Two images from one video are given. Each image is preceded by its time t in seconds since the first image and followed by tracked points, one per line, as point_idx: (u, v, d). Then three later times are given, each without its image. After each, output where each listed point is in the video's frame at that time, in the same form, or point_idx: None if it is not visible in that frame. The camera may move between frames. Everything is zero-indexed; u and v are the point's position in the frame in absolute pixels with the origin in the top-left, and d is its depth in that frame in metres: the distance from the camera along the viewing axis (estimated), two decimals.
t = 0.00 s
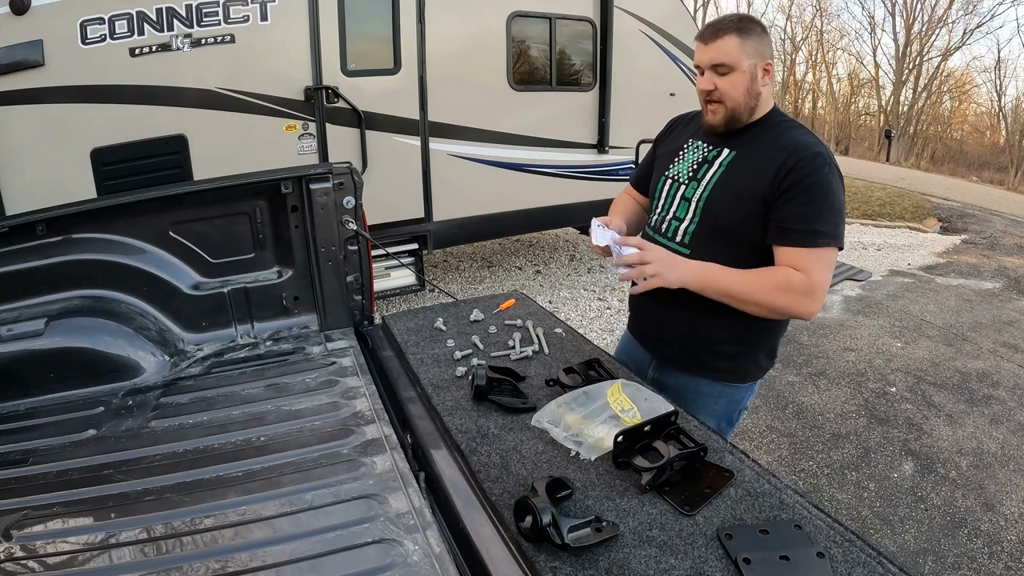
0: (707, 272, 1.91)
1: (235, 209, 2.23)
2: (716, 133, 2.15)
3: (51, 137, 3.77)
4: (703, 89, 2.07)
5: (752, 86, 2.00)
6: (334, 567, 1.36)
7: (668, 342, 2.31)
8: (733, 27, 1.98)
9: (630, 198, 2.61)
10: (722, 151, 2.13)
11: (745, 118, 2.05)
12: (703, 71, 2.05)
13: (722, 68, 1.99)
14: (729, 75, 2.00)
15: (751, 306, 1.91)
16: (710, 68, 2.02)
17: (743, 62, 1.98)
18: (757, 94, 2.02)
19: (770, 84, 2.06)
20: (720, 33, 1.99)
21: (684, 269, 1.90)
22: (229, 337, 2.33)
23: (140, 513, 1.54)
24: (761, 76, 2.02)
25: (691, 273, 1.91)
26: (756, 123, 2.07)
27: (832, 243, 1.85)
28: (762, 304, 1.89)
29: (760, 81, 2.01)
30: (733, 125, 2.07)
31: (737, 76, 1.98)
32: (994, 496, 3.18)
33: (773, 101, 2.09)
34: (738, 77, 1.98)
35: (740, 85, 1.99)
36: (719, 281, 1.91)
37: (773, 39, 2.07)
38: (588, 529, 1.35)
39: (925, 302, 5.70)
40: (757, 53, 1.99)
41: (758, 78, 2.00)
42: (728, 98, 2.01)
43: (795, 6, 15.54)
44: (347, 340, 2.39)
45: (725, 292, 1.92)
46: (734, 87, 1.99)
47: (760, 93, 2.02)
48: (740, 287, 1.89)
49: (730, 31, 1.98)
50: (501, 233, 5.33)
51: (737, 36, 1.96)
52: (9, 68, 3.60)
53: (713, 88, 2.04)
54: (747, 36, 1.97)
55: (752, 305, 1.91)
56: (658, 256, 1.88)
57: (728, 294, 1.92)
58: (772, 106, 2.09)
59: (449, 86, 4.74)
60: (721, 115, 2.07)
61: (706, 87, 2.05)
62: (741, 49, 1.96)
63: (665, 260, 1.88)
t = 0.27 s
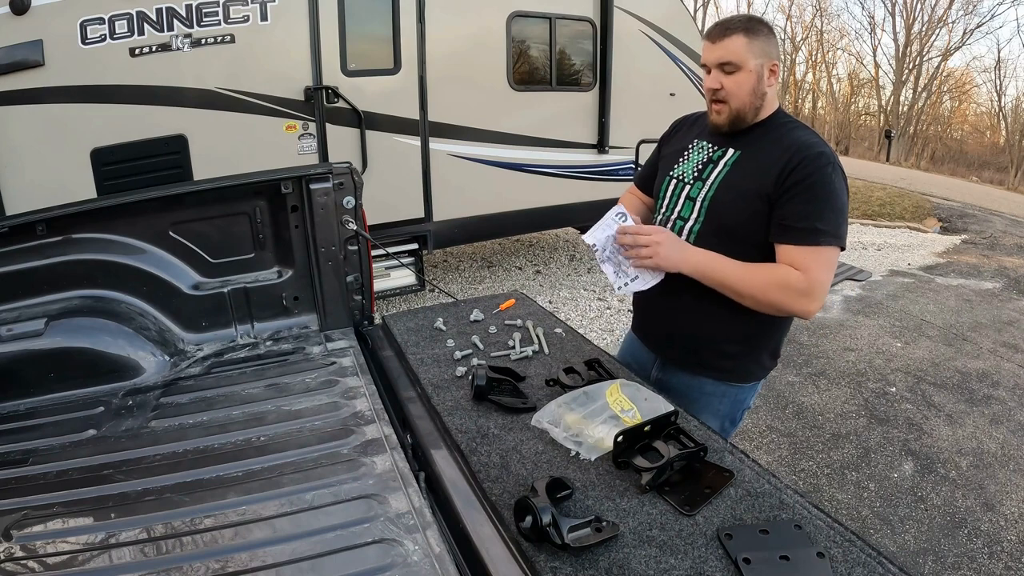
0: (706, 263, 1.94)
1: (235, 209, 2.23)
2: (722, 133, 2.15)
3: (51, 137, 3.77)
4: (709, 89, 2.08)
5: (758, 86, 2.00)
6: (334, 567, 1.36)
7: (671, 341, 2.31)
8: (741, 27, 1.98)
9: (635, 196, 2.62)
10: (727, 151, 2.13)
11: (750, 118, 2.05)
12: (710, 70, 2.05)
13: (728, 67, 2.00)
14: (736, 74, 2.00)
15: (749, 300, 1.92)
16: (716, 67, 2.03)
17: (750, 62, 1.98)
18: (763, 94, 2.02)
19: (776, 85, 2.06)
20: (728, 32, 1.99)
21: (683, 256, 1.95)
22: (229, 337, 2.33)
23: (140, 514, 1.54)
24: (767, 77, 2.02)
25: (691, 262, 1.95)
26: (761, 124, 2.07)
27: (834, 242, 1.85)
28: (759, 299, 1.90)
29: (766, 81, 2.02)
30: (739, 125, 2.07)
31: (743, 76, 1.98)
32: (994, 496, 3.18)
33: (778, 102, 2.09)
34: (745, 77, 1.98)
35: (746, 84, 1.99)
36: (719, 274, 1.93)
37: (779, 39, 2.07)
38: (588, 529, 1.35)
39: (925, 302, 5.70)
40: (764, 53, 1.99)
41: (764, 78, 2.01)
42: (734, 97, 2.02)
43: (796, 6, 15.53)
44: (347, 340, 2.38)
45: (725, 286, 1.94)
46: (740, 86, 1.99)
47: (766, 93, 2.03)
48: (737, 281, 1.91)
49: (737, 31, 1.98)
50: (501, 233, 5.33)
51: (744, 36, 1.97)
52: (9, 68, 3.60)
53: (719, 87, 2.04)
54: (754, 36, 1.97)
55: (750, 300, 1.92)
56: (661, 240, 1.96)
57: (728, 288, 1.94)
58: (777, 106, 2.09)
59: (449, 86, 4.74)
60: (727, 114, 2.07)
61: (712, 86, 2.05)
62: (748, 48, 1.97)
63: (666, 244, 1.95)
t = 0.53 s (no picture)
0: (718, 268, 1.92)
1: (235, 209, 2.23)
2: (726, 134, 2.15)
3: (51, 137, 3.77)
4: (714, 89, 2.07)
5: (764, 87, 2.00)
6: (334, 567, 1.36)
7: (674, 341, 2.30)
8: (749, 28, 1.98)
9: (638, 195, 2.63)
10: (732, 153, 2.13)
11: (756, 119, 2.05)
12: (716, 71, 2.04)
13: (735, 68, 1.99)
14: (743, 76, 1.99)
15: (760, 305, 1.93)
16: (723, 68, 2.02)
17: (757, 63, 1.98)
18: (769, 96, 2.02)
19: (781, 87, 2.06)
20: (735, 33, 1.99)
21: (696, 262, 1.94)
22: (229, 337, 2.33)
23: (140, 514, 1.54)
24: (773, 79, 2.02)
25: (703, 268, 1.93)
26: (765, 126, 2.07)
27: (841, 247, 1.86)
28: (771, 305, 1.90)
29: (772, 83, 2.01)
30: (743, 126, 2.07)
31: (749, 77, 1.98)
32: (994, 496, 3.18)
33: (782, 104, 2.10)
34: (751, 78, 1.98)
35: (753, 85, 1.99)
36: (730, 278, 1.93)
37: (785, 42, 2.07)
38: (587, 529, 1.35)
39: (925, 302, 5.70)
40: (771, 55, 1.99)
41: (770, 80, 2.01)
42: (739, 98, 2.01)
43: (796, 6, 15.52)
44: (347, 340, 2.39)
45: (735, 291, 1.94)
46: (746, 88, 1.99)
47: (772, 95, 2.02)
48: (748, 286, 1.91)
49: (745, 32, 1.98)
50: (501, 233, 5.33)
51: (752, 37, 1.97)
52: (9, 68, 3.60)
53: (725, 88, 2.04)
54: (761, 38, 1.97)
55: (760, 304, 1.92)
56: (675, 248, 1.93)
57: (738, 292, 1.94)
58: (782, 109, 2.10)
59: (449, 86, 4.74)
60: (732, 115, 2.06)
61: (718, 86, 2.04)
62: (756, 50, 1.96)
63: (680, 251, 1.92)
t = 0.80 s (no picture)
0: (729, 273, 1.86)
1: (235, 209, 2.23)
2: (731, 134, 2.15)
3: (50, 137, 3.77)
4: (720, 89, 2.06)
5: (771, 88, 1.99)
6: (334, 567, 1.36)
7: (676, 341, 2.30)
8: (756, 28, 1.97)
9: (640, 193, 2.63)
10: (734, 153, 2.13)
11: (761, 120, 2.05)
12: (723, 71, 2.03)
13: (742, 68, 1.98)
14: (750, 76, 1.99)
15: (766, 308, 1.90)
16: (730, 68, 2.01)
17: (764, 64, 1.97)
18: (775, 96, 2.02)
19: (786, 87, 2.06)
20: (743, 33, 1.98)
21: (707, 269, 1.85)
22: (229, 337, 2.33)
23: (140, 514, 1.54)
24: (779, 79, 2.02)
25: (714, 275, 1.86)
26: (770, 126, 2.07)
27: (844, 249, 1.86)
28: (780, 308, 1.88)
29: (778, 84, 2.01)
30: (749, 126, 2.07)
31: (757, 78, 1.98)
32: (994, 496, 3.18)
33: (786, 104, 2.10)
34: (759, 78, 1.97)
35: (760, 86, 1.98)
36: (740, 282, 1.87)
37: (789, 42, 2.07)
38: (587, 529, 1.35)
39: (925, 302, 5.70)
40: (777, 56, 1.99)
41: (776, 80, 2.00)
42: (747, 99, 2.01)
43: (796, 6, 15.53)
44: (347, 340, 2.39)
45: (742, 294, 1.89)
46: (753, 88, 1.98)
47: (777, 95, 2.02)
48: (757, 289, 1.87)
49: (753, 32, 1.97)
50: (501, 233, 5.33)
51: (760, 38, 1.96)
52: (9, 68, 3.60)
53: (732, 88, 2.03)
54: (769, 38, 1.96)
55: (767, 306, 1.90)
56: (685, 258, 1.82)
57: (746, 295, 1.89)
58: (785, 109, 2.10)
59: (449, 86, 4.74)
60: (738, 115, 2.06)
61: (724, 86, 2.03)
62: (763, 50, 1.96)
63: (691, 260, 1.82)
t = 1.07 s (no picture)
0: (726, 270, 1.88)
1: (235, 209, 2.23)
2: (731, 135, 2.15)
3: (50, 137, 3.77)
4: (720, 91, 2.06)
5: (771, 88, 2.00)
6: (334, 567, 1.36)
7: (676, 341, 2.30)
8: (756, 30, 1.97)
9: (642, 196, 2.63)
10: (734, 153, 2.13)
11: (762, 120, 2.05)
12: (723, 72, 2.03)
13: (743, 70, 1.98)
14: (750, 78, 1.99)
15: (764, 306, 1.91)
16: (730, 69, 2.01)
17: (764, 65, 1.97)
18: (775, 96, 2.02)
19: (786, 87, 2.06)
20: (743, 35, 1.97)
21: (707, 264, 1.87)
22: (229, 337, 2.33)
23: (140, 514, 1.54)
24: (779, 80, 2.02)
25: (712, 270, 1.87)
26: (771, 126, 2.07)
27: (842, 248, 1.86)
28: (778, 306, 1.89)
29: (778, 84, 2.01)
30: (750, 127, 2.07)
31: (758, 79, 1.98)
32: (994, 496, 3.18)
33: (786, 104, 2.10)
34: (759, 80, 1.97)
35: (760, 87, 1.98)
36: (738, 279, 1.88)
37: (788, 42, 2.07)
38: (587, 528, 1.35)
39: (925, 302, 5.70)
40: (777, 56, 1.99)
41: (777, 81, 2.00)
42: (748, 100, 2.01)
43: (796, 6, 15.53)
44: (348, 339, 2.39)
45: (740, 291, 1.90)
46: (754, 89, 1.98)
47: (778, 95, 2.02)
48: (754, 287, 1.88)
49: (752, 34, 1.96)
50: (501, 233, 5.33)
51: (759, 40, 1.96)
52: (9, 68, 3.60)
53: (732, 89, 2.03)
54: (768, 40, 1.96)
55: (764, 305, 1.90)
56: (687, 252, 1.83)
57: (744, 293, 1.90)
58: (785, 108, 2.10)
59: (449, 86, 4.74)
60: (739, 116, 2.06)
61: (725, 88, 2.03)
62: (763, 52, 1.96)
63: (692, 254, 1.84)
